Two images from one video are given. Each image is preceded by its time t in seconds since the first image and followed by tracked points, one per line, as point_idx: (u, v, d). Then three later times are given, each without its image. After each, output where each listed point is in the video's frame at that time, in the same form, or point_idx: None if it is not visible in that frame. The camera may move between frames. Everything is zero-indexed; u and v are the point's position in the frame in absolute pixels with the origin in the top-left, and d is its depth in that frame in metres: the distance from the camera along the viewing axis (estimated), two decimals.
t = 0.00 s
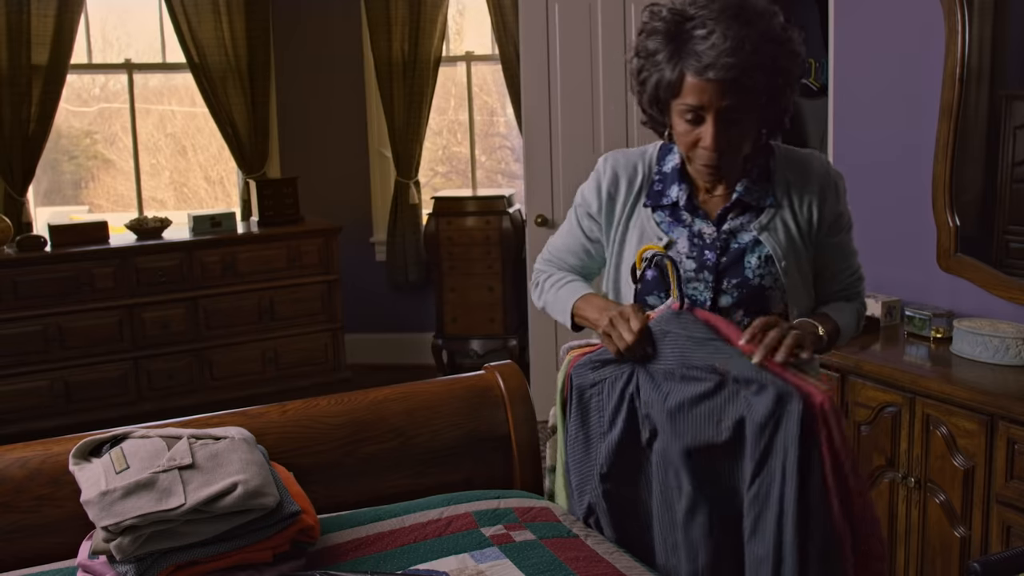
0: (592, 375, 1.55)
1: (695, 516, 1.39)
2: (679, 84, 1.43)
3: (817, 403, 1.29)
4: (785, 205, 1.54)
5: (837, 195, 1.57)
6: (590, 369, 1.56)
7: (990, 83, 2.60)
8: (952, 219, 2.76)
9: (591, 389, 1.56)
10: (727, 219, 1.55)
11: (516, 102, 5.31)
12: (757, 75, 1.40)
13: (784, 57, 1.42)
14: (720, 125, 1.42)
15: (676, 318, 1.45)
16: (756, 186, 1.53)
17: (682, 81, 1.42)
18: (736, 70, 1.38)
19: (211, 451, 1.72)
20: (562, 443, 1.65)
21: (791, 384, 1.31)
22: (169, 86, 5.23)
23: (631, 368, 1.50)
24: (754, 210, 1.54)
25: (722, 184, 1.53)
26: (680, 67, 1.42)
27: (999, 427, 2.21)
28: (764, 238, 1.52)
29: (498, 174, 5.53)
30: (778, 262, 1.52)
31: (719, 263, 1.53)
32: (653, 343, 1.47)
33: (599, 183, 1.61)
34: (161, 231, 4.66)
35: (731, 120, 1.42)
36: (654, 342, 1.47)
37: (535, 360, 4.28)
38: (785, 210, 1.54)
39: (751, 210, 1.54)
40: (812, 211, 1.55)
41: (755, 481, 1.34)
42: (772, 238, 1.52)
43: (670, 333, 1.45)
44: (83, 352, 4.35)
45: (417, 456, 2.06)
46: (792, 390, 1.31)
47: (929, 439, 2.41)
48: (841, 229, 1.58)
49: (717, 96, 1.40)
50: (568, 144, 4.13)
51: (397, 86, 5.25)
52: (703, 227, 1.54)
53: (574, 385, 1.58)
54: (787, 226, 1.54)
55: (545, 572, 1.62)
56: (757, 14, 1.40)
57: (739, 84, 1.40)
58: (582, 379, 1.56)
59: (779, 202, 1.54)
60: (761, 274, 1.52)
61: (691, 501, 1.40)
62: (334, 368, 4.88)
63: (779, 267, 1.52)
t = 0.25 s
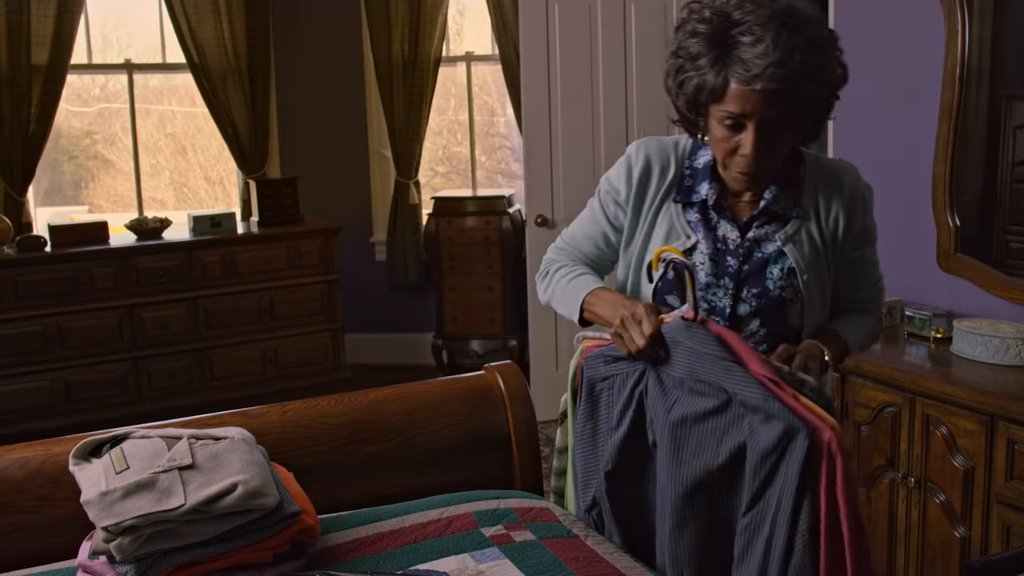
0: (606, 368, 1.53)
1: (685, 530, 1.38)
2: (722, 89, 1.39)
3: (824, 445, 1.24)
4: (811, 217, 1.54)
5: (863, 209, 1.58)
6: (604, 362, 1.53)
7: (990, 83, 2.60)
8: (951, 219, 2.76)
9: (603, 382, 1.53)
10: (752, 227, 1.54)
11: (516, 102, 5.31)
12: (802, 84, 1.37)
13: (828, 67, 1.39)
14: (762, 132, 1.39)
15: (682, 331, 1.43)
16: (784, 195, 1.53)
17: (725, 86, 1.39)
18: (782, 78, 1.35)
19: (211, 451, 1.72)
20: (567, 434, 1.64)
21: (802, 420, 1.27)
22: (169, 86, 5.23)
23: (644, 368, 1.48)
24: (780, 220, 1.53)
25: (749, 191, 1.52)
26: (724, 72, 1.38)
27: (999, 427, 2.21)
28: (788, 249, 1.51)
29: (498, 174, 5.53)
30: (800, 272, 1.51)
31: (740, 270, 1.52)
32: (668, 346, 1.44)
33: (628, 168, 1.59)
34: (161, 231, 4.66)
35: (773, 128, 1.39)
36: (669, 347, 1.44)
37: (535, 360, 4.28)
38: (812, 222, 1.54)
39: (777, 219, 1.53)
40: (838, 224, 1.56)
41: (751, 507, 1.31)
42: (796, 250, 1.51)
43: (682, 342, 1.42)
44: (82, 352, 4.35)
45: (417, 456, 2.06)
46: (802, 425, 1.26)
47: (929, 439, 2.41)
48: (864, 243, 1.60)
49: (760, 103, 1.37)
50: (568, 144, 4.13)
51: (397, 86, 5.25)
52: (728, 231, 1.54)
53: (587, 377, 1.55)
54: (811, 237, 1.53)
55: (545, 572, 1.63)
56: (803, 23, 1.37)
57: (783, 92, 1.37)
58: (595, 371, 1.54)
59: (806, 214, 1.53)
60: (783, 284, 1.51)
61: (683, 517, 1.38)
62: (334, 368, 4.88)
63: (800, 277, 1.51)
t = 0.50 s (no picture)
0: (628, 348, 1.43)
1: (711, 529, 1.32)
2: (749, 89, 1.37)
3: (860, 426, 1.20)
4: (829, 231, 1.50)
5: (882, 229, 1.53)
6: (625, 341, 1.44)
7: (990, 83, 2.60)
8: (951, 219, 2.76)
9: (625, 363, 1.44)
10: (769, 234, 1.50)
11: (516, 102, 5.31)
12: (830, 91, 1.35)
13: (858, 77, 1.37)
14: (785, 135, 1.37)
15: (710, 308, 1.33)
16: (806, 205, 1.49)
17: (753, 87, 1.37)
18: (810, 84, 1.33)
19: (211, 451, 1.72)
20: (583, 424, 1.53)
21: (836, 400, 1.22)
22: (169, 86, 5.23)
23: (669, 346, 1.39)
24: (797, 229, 1.49)
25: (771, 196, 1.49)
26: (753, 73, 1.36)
27: (999, 427, 2.21)
28: (802, 261, 1.48)
29: (498, 174, 5.53)
30: (809, 284, 1.47)
31: (752, 276, 1.48)
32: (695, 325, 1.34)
33: (657, 154, 1.52)
34: (161, 231, 4.66)
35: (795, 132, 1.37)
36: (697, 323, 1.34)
37: (535, 360, 4.28)
38: (829, 236, 1.50)
39: (795, 228, 1.49)
40: (854, 242, 1.51)
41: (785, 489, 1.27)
42: (809, 263, 1.48)
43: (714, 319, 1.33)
44: (82, 352, 4.35)
45: (417, 456, 2.06)
46: (837, 406, 1.22)
47: (929, 439, 2.41)
48: (876, 265, 1.54)
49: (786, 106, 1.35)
50: (569, 144, 4.13)
51: (397, 85, 5.25)
52: (744, 235, 1.50)
53: (608, 358, 1.45)
54: (827, 252, 1.49)
55: (546, 572, 1.63)
56: (839, 30, 1.36)
57: (809, 97, 1.35)
58: (617, 352, 1.44)
59: (825, 227, 1.50)
60: (794, 295, 1.47)
61: (708, 512, 1.32)
62: (334, 368, 4.88)
63: (809, 291, 1.47)
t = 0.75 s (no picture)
0: (659, 321, 1.22)
1: (728, 514, 1.06)
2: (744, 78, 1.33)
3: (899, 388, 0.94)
4: (834, 233, 1.47)
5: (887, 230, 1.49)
6: (655, 314, 1.23)
7: (990, 84, 2.60)
8: (951, 219, 2.76)
9: (654, 336, 1.22)
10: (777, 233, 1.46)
11: (516, 102, 5.31)
12: (824, 79, 1.29)
13: (856, 70, 1.33)
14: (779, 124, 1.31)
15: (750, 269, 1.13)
16: (814, 206, 1.45)
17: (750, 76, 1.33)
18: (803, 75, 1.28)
19: (211, 451, 1.72)
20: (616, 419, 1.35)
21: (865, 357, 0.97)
22: (169, 86, 5.23)
23: (700, 316, 1.17)
24: (805, 231, 1.46)
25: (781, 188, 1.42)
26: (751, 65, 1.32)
27: (999, 427, 2.20)
28: (805, 264, 1.46)
29: (498, 174, 5.53)
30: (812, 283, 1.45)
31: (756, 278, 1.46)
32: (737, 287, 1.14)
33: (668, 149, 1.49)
34: (161, 231, 4.66)
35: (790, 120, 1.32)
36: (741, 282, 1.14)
37: (535, 360, 4.28)
38: (835, 237, 1.47)
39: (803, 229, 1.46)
40: (857, 241, 1.48)
41: (819, 463, 1.00)
42: (813, 266, 1.46)
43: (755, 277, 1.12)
44: (82, 352, 4.35)
45: (417, 456, 2.06)
46: (873, 363, 0.96)
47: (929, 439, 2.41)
48: (880, 268, 1.49)
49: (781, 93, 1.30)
50: (569, 144, 4.13)
51: (397, 86, 5.25)
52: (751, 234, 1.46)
53: (637, 333, 1.24)
54: (831, 254, 1.47)
55: (546, 572, 1.62)
56: (835, 21, 1.31)
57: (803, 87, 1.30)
58: (648, 326, 1.23)
59: (831, 228, 1.47)
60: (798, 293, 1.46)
61: (730, 499, 1.07)
62: (334, 368, 4.88)
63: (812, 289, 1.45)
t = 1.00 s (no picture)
0: (676, 278, 1.20)
1: (768, 455, 1.06)
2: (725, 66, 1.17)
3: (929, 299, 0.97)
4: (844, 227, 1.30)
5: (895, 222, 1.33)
6: (672, 272, 1.21)
7: (990, 84, 2.60)
8: (951, 219, 2.75)
9: (672, 293, 1.21)
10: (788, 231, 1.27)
11: (516, 102, 5.31)
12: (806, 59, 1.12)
13: (844, 53, 1.14)
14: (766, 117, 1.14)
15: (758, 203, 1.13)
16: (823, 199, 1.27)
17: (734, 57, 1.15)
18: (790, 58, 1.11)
19: (211, 451, 1.72)
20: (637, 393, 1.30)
21: (886, 270, 1.00)
22: (169, 86, 5.23)
23: (719, 268, 1.16)
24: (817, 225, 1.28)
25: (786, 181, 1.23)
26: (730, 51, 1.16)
27: (999, 427, 2.20)
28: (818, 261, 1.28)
29: (498, 174, 5.53)
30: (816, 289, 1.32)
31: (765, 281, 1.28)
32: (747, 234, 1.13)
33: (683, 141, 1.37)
34: (161, 231, 4.66)
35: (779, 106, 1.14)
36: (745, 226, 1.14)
37: (535, 360, 4.27)
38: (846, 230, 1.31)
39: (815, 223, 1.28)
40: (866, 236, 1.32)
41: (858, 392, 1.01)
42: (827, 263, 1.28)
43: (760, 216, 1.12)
44: (82, 352, 4.35)
45: (417, 456, 2.06)
46: (899, 282, 0.99)
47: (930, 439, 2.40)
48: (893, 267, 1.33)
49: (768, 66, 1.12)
50: (569, 144, 4.12)
51: (397, 86, 5.25)
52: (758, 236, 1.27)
53: (654, 292, 1.22)
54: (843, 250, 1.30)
55: (546, 572, 1.62)
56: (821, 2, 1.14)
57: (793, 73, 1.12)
58: (665, 284, 1.21)
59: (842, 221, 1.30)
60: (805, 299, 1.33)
61: (766, 442, 1.07)
62: (334, 368, 4.87)
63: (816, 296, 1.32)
